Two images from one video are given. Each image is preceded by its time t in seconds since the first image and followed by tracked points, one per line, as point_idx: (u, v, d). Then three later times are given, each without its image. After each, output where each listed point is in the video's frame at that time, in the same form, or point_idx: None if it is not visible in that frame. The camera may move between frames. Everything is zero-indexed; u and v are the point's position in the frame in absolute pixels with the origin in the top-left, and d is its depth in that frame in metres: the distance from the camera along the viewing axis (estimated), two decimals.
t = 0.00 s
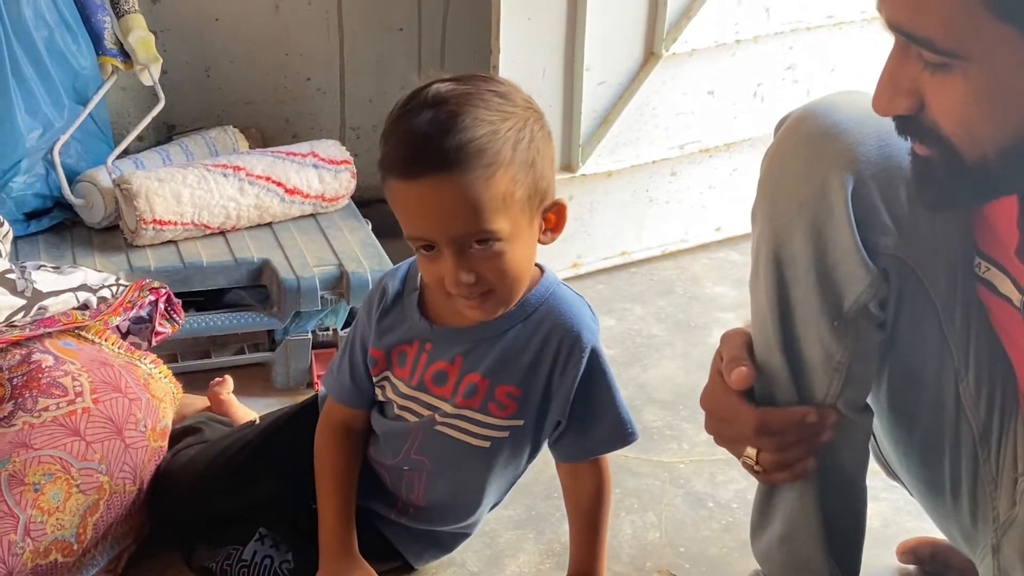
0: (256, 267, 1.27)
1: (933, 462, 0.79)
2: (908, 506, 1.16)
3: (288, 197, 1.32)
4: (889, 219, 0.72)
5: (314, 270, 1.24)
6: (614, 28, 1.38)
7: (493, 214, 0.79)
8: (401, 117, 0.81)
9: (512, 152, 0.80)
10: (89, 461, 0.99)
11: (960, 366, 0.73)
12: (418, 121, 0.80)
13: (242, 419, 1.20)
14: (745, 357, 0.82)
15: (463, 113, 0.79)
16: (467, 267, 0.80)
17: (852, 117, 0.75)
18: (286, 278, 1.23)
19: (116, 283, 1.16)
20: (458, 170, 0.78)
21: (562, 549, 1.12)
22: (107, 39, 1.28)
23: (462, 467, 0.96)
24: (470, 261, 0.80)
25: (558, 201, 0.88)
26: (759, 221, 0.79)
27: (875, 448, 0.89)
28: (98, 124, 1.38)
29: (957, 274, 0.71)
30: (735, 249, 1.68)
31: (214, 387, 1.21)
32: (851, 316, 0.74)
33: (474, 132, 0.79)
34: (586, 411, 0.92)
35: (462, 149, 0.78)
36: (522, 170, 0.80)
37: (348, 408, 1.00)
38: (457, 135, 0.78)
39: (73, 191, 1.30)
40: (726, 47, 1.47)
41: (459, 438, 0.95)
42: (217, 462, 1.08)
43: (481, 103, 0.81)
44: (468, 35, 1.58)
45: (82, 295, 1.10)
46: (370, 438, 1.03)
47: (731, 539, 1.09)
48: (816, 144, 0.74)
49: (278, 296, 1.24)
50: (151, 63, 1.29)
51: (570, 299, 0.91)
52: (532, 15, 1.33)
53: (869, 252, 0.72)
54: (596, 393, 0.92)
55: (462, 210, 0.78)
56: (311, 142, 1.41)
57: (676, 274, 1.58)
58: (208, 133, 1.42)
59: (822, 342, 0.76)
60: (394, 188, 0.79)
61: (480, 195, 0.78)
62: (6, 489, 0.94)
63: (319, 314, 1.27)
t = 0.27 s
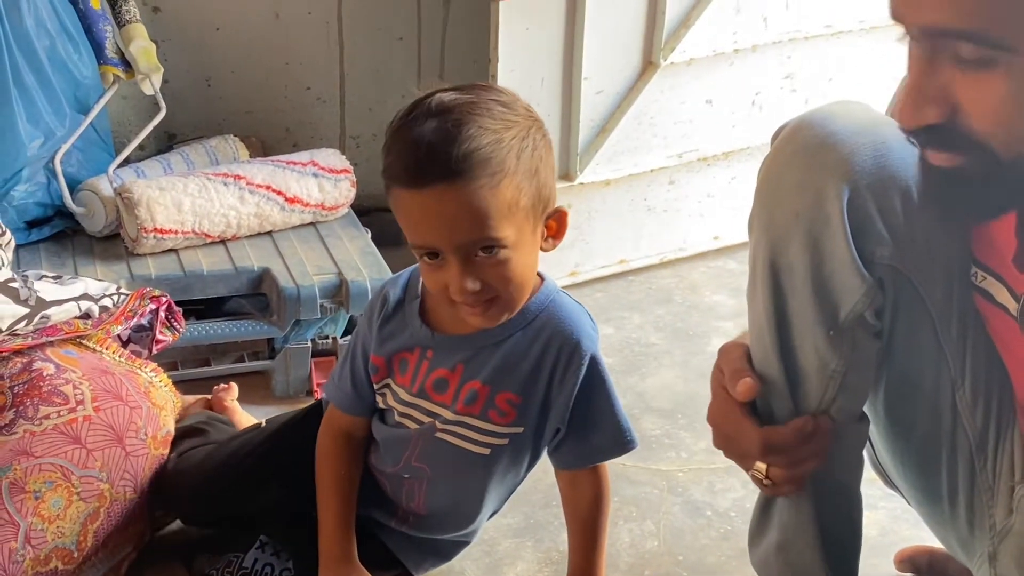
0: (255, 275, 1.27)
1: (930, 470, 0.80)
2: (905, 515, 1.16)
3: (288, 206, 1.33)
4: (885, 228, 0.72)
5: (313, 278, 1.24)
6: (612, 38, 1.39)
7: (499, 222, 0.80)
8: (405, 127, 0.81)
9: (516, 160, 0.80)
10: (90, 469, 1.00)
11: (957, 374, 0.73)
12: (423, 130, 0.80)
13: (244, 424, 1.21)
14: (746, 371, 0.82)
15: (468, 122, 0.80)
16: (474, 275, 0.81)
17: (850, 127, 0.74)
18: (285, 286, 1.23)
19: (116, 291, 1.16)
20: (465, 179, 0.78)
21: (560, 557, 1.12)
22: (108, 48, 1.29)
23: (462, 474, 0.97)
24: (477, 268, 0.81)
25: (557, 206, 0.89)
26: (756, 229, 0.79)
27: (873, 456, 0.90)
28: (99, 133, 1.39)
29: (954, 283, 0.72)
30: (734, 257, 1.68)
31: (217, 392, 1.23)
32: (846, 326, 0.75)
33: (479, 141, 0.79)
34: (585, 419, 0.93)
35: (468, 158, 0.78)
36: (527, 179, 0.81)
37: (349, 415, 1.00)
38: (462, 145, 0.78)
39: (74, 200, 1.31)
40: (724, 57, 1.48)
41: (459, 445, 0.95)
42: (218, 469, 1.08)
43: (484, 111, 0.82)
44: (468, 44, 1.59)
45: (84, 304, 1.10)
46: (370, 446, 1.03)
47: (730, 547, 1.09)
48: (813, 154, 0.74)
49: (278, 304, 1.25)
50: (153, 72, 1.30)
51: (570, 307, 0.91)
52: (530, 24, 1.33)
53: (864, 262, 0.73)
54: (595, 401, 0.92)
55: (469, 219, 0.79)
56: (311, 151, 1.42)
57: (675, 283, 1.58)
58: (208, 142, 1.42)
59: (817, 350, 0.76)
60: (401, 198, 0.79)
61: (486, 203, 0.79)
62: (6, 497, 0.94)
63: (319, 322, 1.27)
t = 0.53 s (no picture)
0: (254, 287, 1.28)
1: (923, 486, 0.80)
2: (900, 527, 1.17)
3: (286, 218, 1.33)
4: (877, 243, 0.73)
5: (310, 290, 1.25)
6: (608, 51, 1.40)
7: (494, 236, 0.80)
8: (399, 144, 0.82)
9: (511, 174, 0.81)
10: (86, 479, 1.00)
11: (953, 385, 0.74)
12: (417, 147, 0.80)
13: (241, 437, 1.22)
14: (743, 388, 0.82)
15: (462, 138, 0.80)
16: (470, 289, 0.81)
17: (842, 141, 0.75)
18: (282, 298, 1.24)
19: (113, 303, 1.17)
20: (460, 195, 0.78)
21: (556, 569, 1.12)
22: (106, 61, 1.29)
23: (461, 484, 0.97)
24: (474, 283, 0.81)
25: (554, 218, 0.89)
26: (750, 242, 0.80)
27: (866, 469, 0.90)
28: (97, 145, 1.39)
29: (947, 294, 0.73)
30: (729, 269, 1.69)
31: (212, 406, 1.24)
32: (840, 340, 0.75)
33: (473, 155, 0.80)
34: (583, 431, 0.93)
35: (463, 174, 0.79)
36: (522, 193, 0.81)
37: (348, 425, 1.01)
38: (457, 160, 0.79)
39: (73, 213, 1.31)
40: (719, 70, 1.49)
41: (459, 454, 0.95)
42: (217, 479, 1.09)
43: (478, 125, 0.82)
44: (464, 57, 1.60)
45: (80, 314, 1.11)
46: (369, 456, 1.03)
47: (724, 560, 1.09)
48: (804, 168, 0.75)
49: (275, 315, 1.25)
50: (151, 84, 1.30)
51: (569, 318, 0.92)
52: (527, 37, 1.34)
53: (858, 276, 0.73)
54: (593, 413, 0.92)
55: (465, 234, 0.79)
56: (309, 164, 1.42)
57: (670, 295, 1.59)
58: (206, 154, 1.43)
59: (810, 363, 0.77)
60: (396, 214, 0.80)
61: (481, 219, 0.79)
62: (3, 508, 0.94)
63: (317, 334, 1.27)
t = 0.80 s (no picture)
0: (243, 312, 1.29)
1: (902, 510, 0.81)
2: (881, 550, 1.18)
3: (276, 243, 1.35)
4: (853, 270, 0.74)
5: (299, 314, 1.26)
6: (595, 79, 1.42)
7: (475, 263, 0.82)
8: (381, 174, 0.84)
9: (490, 202, 0.83)
10: (76, 504, 1.02)
11: (929, 410, 0.75)
12: (398, 178, 0.82)
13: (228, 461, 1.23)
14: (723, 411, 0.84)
15: (443, 168, 0.82)
16: (453, 315, 0.83)
17: (818, 171, 0.77)
18: (272, 323, 1.25)
19: (103, 329, 1.18)
20: (440, 223, 0.80)
21: None
22: (98, 88, 1.33)
23: (448, 509, 0.98)
24: (458, 309, 0.83)
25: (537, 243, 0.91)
26: (729, 268, 0.81)
27: (847, 495, 0.92)
28: (89, 171, 1.40)
29: (923, 321, 0.75)
30: (715, 294, 1.71)
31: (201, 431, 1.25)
32: (817, 363, 0.77)
33: (453, 185, 0.82)
34: (568, 455, 0.95)
35: (443, 203, 0.80)
36: (502, 220, 0.83)
37: (337, 448, 1.02)
38: (437, 189, 0.81)
39: (64, 237, 1.33)
40: (704, 97, 1.51)
41: (446, 479, 0.96)
42: (204, 502, 1.09)
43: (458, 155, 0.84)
44: (453, 84, 1.63)
45: (71, 340, 1.13)
46: (357, 480, 1.04)
47: None
48: (781, 197, 0.76)
49: (264, 339, 1.27)
50: (142, 111, 1.35)
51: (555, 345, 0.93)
52: (515, 65, 1.36)
53: (834, 302, 0.75)
54: (578, 438, 0.94)
55: (446, 261, 0.81)
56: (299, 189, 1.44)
57: (657, 319, 1.61)
58: (197, 180, 1.44)
59: (787, 388, 0.78)
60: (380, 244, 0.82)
61: (462, 246, 0.81)
62: None
63: (306, 359, 1.29)
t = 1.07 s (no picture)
0: (237, 340, 1.31)
1: (881, 536, 0.83)
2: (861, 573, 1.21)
3: (269, 272, 1.37)
4: (827, 302, 0.76)
5: (293, 343, 1.28)
6: (582, 112, 1.45)
7: (460, 293, 0.84)
8: (368, 211, 0.87)
9: (474, 234, 0.85)
10: (73, 531, 1.05)
11: (903, 438, 0.77)
12: (384, 213, 0.85)
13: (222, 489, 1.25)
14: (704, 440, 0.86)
15: (427, 203, 0.85)
16: (440, 344, 0.85)
17: (796, 207, 0.78)
18: (265, 351, 1.27)
19: (98, 357, 1.21)
20: (425, 255, 0.83)
21: None
22: (95, 120, 1.36)
23: (436, 533, 1.00)
24: (444, 338, 0.85)
25: (524, 272, 0.93)
26: (710, 298, 0.83)
27: (829, 521, 0.93)
28: (85, 201, 1.43)
29: (898, 355, 0.75)
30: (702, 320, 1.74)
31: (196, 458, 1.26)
32: (796, 393, 0.80)
33: (437, 219, 0.84)
34: (553, 483, 0.97)
35: (427, 237, 0.83)
36: (486, 251, 0.86)
37: (328, 475, 1.04)
38: (421, 224, 0.84)
39: (61, 266, 1.35)
40: (691, 128, 1.54)
41: (435, 504, 0.98)
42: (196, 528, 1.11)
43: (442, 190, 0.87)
44: (444, 115, 1.66)
45: (68, 369, 1.15)
46: (349, 506, 1.07)
47: None
48: (757, 232, 0.78)
49: (258, 367, 1.28)
50: (138, 142, 1.37)
51: (542, 372, 0.95)
52: (507, 97, 1.39)
53: (810, 333, 0.77)
54: (563, 464, 0.96)
55: (431, 292, 0.83)
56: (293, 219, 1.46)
57: (644, 345, 1.64)
58: (191, 209, 1.47)
59: (767, 416, 0.81)
60: (367, 277, 0.84)
61: (447, 276, 0.83)
62: None
63: (299, 386, 1.31)
